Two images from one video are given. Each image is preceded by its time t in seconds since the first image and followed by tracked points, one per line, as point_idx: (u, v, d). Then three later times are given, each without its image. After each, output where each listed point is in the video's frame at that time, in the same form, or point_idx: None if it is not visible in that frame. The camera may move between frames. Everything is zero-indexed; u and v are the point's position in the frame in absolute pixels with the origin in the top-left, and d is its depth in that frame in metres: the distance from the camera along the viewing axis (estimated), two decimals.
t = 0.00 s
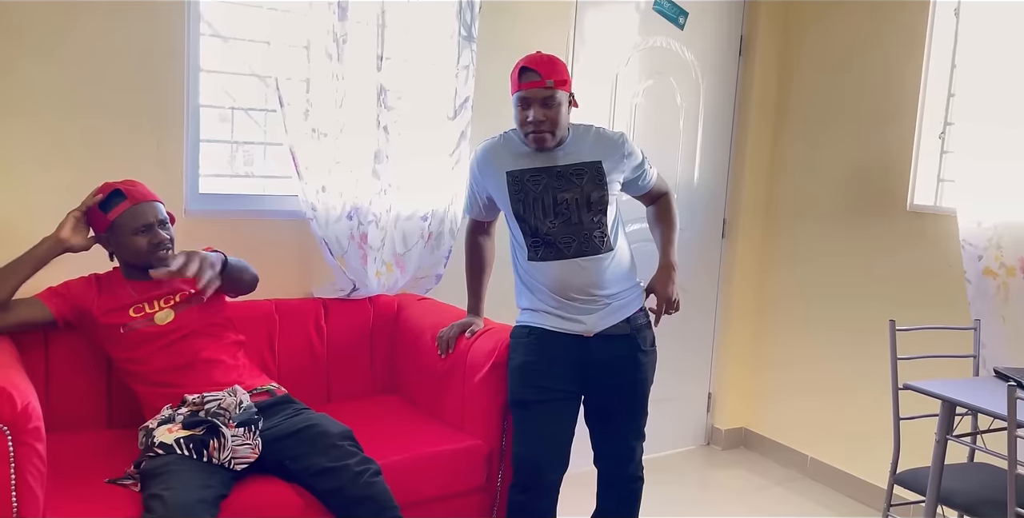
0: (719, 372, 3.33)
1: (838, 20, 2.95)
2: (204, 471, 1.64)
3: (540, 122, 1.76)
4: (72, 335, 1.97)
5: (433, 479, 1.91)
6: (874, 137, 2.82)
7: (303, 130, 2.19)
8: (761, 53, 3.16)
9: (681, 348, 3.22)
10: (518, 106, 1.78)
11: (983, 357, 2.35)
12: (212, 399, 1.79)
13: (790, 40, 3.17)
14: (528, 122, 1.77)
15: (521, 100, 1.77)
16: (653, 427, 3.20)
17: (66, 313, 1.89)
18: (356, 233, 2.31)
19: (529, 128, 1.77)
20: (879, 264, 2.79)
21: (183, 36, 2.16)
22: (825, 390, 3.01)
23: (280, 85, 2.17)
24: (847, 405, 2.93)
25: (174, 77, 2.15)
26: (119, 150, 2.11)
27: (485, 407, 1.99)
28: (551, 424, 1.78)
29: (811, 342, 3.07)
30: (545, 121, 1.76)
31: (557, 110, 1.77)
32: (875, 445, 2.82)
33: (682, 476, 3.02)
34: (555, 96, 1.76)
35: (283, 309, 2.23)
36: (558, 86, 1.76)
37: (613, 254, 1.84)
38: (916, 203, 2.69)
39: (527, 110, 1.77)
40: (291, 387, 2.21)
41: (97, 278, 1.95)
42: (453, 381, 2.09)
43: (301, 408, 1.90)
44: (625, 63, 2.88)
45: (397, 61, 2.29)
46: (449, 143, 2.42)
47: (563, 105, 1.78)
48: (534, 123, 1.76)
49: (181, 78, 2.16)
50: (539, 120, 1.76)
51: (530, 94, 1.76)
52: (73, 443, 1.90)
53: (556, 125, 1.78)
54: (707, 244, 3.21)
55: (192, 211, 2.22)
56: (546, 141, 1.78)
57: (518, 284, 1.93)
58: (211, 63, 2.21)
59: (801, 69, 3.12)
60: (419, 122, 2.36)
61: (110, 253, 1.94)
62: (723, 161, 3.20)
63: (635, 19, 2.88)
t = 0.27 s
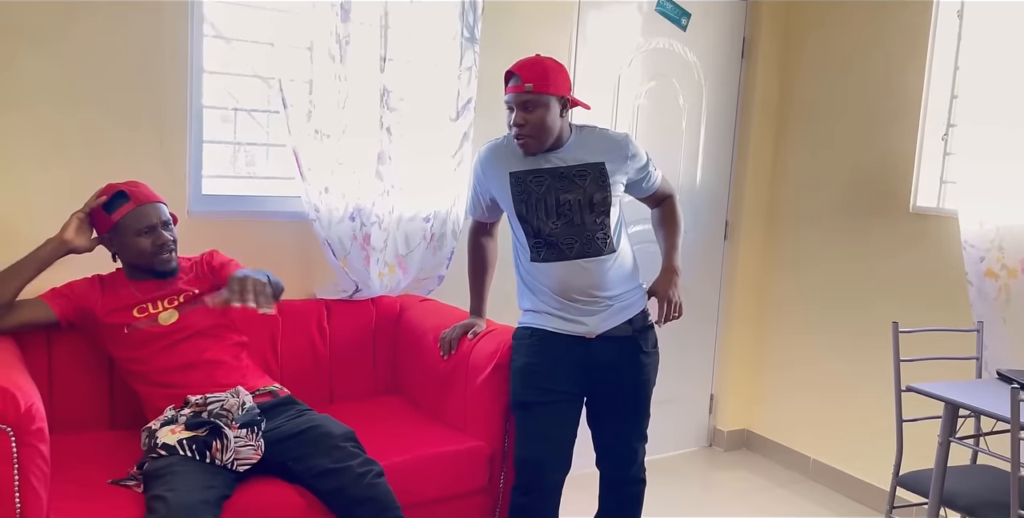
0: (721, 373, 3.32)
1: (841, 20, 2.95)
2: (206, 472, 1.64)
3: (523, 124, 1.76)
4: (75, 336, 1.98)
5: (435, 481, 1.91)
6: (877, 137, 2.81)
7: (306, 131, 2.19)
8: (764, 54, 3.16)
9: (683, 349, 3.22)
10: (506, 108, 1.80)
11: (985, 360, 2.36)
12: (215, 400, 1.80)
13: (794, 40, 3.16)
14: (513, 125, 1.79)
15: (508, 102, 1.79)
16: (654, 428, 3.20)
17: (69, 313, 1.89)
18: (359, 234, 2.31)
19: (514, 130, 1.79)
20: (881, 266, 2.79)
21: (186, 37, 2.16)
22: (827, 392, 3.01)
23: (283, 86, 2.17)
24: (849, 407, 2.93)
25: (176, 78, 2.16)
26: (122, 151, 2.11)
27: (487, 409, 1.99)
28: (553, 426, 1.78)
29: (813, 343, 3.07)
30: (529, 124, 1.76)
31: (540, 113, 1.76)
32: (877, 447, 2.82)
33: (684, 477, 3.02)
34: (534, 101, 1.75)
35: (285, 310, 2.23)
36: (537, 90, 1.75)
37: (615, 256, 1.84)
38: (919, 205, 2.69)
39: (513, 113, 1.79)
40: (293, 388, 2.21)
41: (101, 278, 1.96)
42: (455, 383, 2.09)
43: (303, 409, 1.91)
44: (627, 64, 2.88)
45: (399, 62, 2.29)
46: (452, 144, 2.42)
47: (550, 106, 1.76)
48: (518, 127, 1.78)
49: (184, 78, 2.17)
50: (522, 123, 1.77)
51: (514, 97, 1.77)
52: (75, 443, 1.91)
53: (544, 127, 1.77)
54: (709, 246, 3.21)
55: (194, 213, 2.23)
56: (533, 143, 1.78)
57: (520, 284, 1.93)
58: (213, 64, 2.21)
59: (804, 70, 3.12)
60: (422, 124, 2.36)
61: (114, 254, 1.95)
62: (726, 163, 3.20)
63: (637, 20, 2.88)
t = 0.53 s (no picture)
0: (721, 375, 3.32)
1: (842, 22, 2.94)
2: (207, 474, 1.64)
3: (515, 126, 1.77)
4: (75, 337, 1.97)
5: (435, 483, 1.91)
6: (878, 139, 2.81)
7: (306, 133, 2.19)
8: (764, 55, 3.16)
9: (684, 351, 3.21)
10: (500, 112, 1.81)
11: (986, 362, 2.35)
12: (215, 402, 1.79)
13: (794, 41, 3.16)
14: (507, 128, 1.79)
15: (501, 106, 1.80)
16: (655, 430, 3.19)
17: (70, 314, 1.88)
18: (359, 236, 2.30)
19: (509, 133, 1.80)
20: (881, 268, 2.79)
21: (186, 39, 2.16)
22: (828, 394, 3.00)
23: (284, 88, 2.17)
24: (849, 409, 2.92)
25: (176, 79, 2.15)
26: (122, 152, 2.11)
27: (488, 411, 1.98)
28: (554, 428, 1.78)
29: (814, 345, 3.06)
30: (521, 125, 1.76)
31: (532, 115, 1.75)
32: (877, 450, 2.82)
33: (684, 479, 3.02)
34: (524, 105, 1.75)
35: (285, 312, 2.23)
36: (526, 92, 1.75)
37: (615, 258, 1.83)
38: (920, 207, 2.69)
39: (506, 116, 1.79)
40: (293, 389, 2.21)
41: (104, 279, 1.96)
42: (456, 385, 2.09)
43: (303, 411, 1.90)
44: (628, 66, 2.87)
45: (399, 64, 2.29)
46: (452, 146, 2.41)
47: (542, 106, 1.75)
48: (511, 129, 1.78)
49: (184, 80, 2.16)
50: (515, 125, 1.77)
51: (506, 99, 1.78)
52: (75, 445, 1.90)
53: (540, 128, 1.76)
54: (710, 247, 3.20)
55: (194, 215, 2.22)
56: (527, 144, 1.78)
57: (521, 286, 1.93)
58: (214, 65, 2.21)
59: (804, 71, 3.11)
60: (422, 125, 2.36)
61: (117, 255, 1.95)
62: (727, 165, 3.20)
63: (638, 21, 2.88)
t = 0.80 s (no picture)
0: (720, 378, 3.31)
1: (841, 23, 2.94)
2: (203, 478, 1.63)
3: (508, 126, 1.78)
4: (72, 340, 1.96)
5: (433, 487, 1.90)
6: (877, 141, 2.81)
7: (304, 135, 2.19)
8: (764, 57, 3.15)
9: (683, 354, 3.21)
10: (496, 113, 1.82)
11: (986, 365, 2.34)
12: (212, 406, 1.79)
13: (794, 43, 3.16)
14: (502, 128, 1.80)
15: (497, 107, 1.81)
16: (654, 433, 3.19)
17: (67, 317, 1.87)
18: (357, 239, 2.30)
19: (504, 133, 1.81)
20: (880, 270, 2.79)
21: (184, 41, 2.15)
22: (827, 397, 3.00)
23: (282, 90, 2.16)
24: (848, 412, 2.92)
25: (174, 81, 2.15)
26: (120, 155, 2.10)
27: (486, 414, 1.98)
28: (552, 431, 1.77)
29: (813, 348, 3.06)
30: (515, 124, 1.77)
31: (525, 114, 1.76)
32: (876, 453, 2.81)
33: (683, 482, 3.01)
34: (517, 104, 1.76)
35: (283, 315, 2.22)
36: (518, 92, 1.76)
37: (614, 261, 1.83)
38: (919, 210, 2.68)
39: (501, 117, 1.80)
40: (291, 392, 2.21)
41: (101, 281, 1.95)
42: (454, 387, 2.08)
43: (301, 415, 1.89)
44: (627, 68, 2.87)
45: (397, 66, 2.28)
46: (451, 148, 2.41)
47: (536, 105, 1.76)
48: (506, 130, 1.79)
49: (182, 82, 2.16)
50: (509, 125, 1.78)
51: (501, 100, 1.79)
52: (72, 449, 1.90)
53: (535, 126, 1.76)
54: (709, 250, 3.20)
55: (191, 216, 2.21)
56: (523, 144, 1.79)
57: (520, 288, 1.93)
58: (212, 68, 2.21)
59: (804, 72, 3.11)
60: (421, 128, 2.35)
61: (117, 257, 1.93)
62: (726, 168, 3.20)
63: (637, 24, 2.88)
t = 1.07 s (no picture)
0: (718, 381, 3.31)
1: (839, 24, 2.94)
2: (197, 482, 1.62)
3: (511, 124, 1.79)
4: (66, 344, 1.95)
5: (429, 490, 1.89)
6: (874, 143, 2.81)
7: (301, 137, 2.19)
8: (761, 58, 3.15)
9: (680, 356, 3.20)
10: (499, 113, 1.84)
11: (983, 368, 2.34)
12: (208, 409, 1.78)
13: (791, 44, 3.16)
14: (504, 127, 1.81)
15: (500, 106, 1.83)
16: (651, 436, 3.18)
17: (61, 321, 1.87)
18: (354, 241, 2.29)
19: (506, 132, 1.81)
20: (877, 272, 2.79)
21: (180, 44, 2.15)
22: (825, 399, 2.99)
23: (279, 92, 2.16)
24: (846, 415, 2.91)
25: (170, 84, 2.14)
26: (115, 157, 2.10)
27: (483, 417, 1.97)
28: (549, 435, 1.76)
29: (811, 350, 3.05)
30: (516, 123, 1.78)
31: (527, 113, 1.77)
32: (874, 455, 2.81)
33: (681, 485, 3.00)
34: (519, 102, 1.77)
35: (280, 319, 2.22)
36: (521, 91, 1.77)
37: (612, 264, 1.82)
38: (916, 212, 2.69)
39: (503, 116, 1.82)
40: (288, 396, 2.20)
41: (93, 286, 1.93)
42: (451, 390, 2.07)
43: (296, 419, 1.89)
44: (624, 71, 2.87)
45: (394, 68, 2.28)
46: (448, 151, 2.40)
47: (538, 104, 1.77)
48: (508, 128, 1.80)
49: (178, 85, 2.15)
50: (511, 122, 1.79)
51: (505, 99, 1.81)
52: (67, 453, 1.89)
53: (535, 125, 1.77)
54: (706, 252, 3.20)
55: (187, 219, 2.20)
56: (523, 143, 1.79)
57: (517, 290, 1.92)
58: (208, 70, 2.20)
59: (802, 73, 3.11)
60: (417, 130, 2.35)
61: (107, 260, 1.92)
62: (723, 170, 3.20)
63: (634, 26, 2.88)
